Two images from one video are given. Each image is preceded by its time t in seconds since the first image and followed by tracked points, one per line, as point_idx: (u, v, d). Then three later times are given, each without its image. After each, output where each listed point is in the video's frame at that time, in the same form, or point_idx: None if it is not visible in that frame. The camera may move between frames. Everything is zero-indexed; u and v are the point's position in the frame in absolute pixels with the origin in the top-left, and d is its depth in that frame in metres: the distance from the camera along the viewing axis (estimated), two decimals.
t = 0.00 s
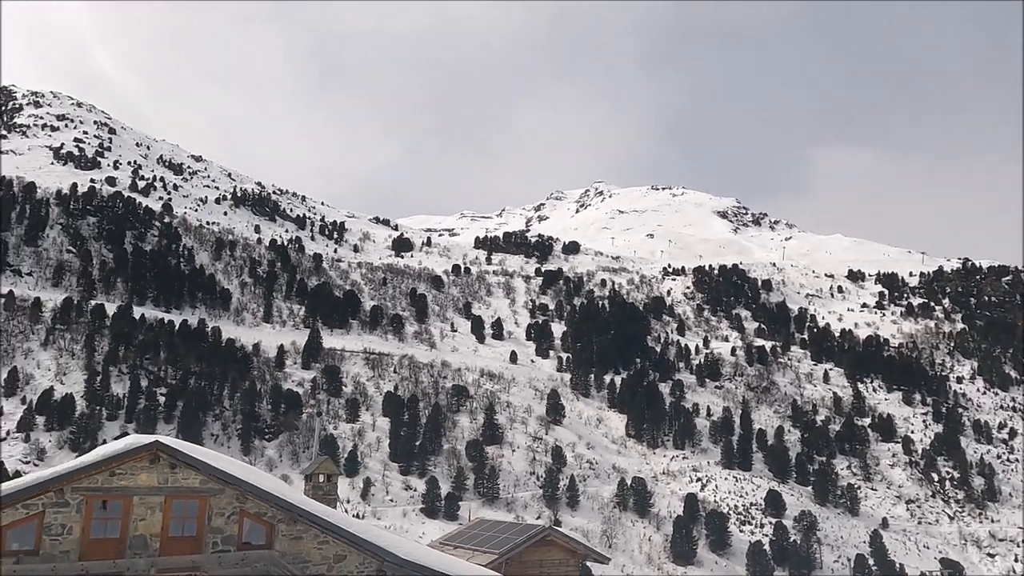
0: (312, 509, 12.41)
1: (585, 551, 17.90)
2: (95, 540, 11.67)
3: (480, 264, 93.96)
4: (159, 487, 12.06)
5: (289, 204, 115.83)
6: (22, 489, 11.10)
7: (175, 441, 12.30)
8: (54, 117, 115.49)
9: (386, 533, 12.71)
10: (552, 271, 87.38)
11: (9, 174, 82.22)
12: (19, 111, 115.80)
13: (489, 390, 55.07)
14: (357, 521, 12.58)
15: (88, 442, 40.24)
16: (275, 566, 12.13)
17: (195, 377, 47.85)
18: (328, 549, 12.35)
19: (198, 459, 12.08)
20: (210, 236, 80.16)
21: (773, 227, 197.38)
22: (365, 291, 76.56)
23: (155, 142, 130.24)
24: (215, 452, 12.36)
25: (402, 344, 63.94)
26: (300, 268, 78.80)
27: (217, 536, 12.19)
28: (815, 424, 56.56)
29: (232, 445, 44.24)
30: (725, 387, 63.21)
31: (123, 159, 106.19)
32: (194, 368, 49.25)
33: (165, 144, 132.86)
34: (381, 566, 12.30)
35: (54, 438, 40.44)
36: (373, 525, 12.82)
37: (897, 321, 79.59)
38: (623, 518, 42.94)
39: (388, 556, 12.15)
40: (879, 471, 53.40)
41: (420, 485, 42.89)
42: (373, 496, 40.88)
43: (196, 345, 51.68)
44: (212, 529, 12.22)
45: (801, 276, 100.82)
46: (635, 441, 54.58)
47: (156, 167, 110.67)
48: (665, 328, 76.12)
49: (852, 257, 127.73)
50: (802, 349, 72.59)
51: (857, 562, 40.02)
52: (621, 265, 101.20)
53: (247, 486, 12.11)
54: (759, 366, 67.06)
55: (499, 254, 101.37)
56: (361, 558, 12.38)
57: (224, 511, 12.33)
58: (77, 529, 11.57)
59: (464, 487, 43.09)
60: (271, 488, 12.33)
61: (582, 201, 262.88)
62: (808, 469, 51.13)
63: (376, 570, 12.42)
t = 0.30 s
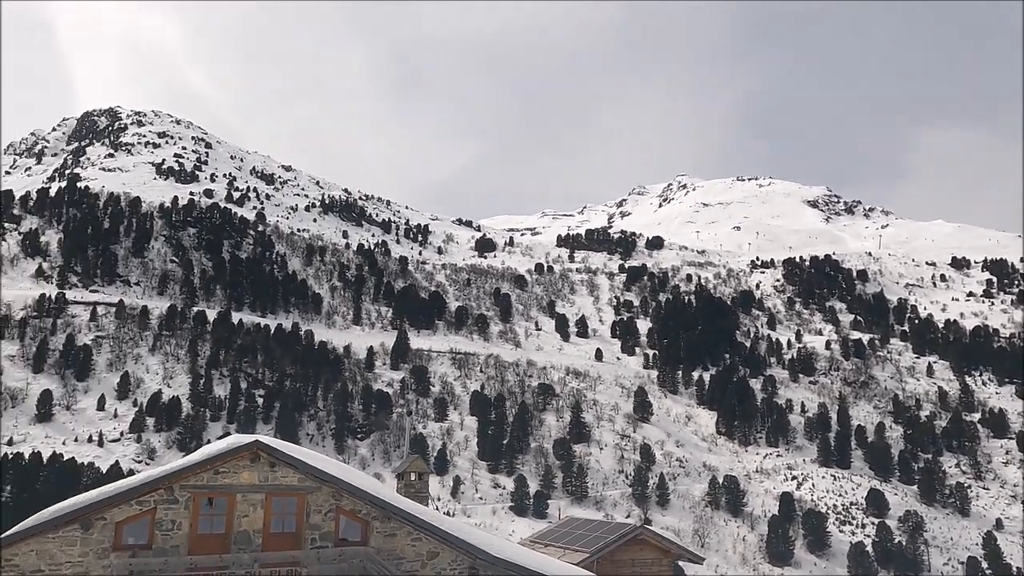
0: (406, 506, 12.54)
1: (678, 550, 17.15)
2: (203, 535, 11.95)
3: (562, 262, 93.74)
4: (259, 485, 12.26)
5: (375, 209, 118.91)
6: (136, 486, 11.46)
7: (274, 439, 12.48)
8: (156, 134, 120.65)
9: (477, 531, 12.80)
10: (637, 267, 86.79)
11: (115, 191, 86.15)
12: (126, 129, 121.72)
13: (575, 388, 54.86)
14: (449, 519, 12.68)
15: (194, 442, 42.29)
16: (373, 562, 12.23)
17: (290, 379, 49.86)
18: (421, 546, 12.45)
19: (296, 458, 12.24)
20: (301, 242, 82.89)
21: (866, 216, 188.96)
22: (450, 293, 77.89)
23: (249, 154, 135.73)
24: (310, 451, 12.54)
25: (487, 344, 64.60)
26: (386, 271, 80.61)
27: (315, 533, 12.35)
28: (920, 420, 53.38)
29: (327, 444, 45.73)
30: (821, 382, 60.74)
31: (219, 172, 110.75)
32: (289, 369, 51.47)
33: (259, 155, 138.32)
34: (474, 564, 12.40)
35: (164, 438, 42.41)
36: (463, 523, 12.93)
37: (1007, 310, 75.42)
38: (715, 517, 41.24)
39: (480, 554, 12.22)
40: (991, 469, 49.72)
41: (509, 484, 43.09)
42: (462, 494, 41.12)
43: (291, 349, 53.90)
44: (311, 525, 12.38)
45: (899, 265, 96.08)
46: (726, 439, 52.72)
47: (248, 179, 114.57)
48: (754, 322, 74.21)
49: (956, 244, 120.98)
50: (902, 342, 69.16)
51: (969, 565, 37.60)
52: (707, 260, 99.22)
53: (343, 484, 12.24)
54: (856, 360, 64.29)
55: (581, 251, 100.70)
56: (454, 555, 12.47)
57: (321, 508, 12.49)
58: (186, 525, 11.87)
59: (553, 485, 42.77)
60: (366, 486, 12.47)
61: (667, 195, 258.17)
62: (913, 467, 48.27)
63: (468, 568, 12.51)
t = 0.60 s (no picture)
0: (497, 499, 12.63)
1: (776, 547, 16.46)
2: (303, 526, 12.28)
3: (647, 253, 92.22)
4: (354, 478, 12.50)
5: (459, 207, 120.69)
6: (241, 479, 11.82)
7: (367, 434, 12.70)
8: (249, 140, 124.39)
9: (568, 524, 12.81)
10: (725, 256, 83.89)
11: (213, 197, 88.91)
12: (222, 138, 126.17)
13: (664, 380, 53.94)
14: (538, 513, 12.69)
15: (293, 436, 43.84)
16: (465, 555, 12.36)
17: (382, 375, 51.36)
18: (512, 538, 12.55)
19: (390, 452, 12.40)
20: (388, 241, 84.38)
21: (973, 194, 176.93)
22: (535, 287, 78.42)
23: (337, 156, 139.08)
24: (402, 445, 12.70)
25: (573, 338, 64.67)
26: (471, 267, 81.52)
27: (409, 524, 12.55)
28: None
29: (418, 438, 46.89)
30: (926, 372, 57.77)
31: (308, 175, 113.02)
32: (381, 365, 52.95)
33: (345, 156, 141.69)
34: (564, 557, 12.40)
35: (265, 432, 44.11)
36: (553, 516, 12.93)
37: None
38: (813, 513, 39.79)
39: (571, 548, 12.20)
40: None
41: (599, 478, 42.98)
42: (552, 487, 41.23)
43: (382, 346, 55.26)
44: (404, 517, 12.58)
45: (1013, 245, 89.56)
46: (824, 432, 50.20)
47: (337, 181, 117.48)
48: (851, 311, 71.23)
49: None
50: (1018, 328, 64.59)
51: None
52: (799, 247, 95.51)
53: (435, 478, 12.37)
54: (965, 349, 60.78)
55: (666, 242, 97.94)
56: (545, 548, 12.52)
57: (414, 500, 12.69)
58: (287, 516, 12.18)
59: (643, 479, 42.24)
60: (457, 479, 12.57)
61: (756, 179, 248.69)
62: None
63: (559, 561, 12.53)
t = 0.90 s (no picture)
0: (576, 490, 12.58)
1: (869, 541, 15.84)
2: (387, 515, 12.45)
3: (726, 238, 89.73)
4: (436, 468, 12.62)
5: (533, 197, 120.99)
6: (327, 468, 12.02)
7: (447, 425, 12.80)
8: (327, 140, 127.11)
9: (648, 515, 12.67)
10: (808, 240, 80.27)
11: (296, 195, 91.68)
12: (301, 138, 129.54)
13: (746, 369, 52.53)
14: (618, 504, 12.59)
15: (375, 427, 45.11)
16: (546, 545, 12.34)
17: (460, 367, 52.21)
18: (594, 529, 12.45)
19: (471, 443, 12.47)
20: (463, 234, 84.55)
21: None
22: (612, 276, 78.16)
23: (411, 151, 140.86)
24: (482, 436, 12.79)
25: (651, 327, 63.98)
26: (546, 258, 81.48)
27: (490, 514, 12.61)
28: None
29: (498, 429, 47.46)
30: None
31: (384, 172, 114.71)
32: (459, 358, 53.80)
33: (419, 151, 143.33)
34: (647, 548, 12.22)
35: (349, 424, 45.32)
36: (633, 508, 12.81)
37: None
38: (909, 505, 37.97)
39: (654, 539, 12.03)
40: None
41: (681, 469, 42.34)
42: (633, 478, 40.99)
43: (460, 338, 55.85)
44: (485, 507, 12.66)
45: None
46: (919, 421, 47.40)
47: (413, 176, 119.12)
48: (946, 295, 67.56)
49: None
50: None
51: None
52: (889, 227, 90.81)
53: (515, 469, 12.39)
54: None
55: (745, 227, 94.55)
56: (626, 539, 12.38)
57: (494, 491, 12.75)
58: (372, 505, 12.37)
59: (726, 470, 41.30)
60: (536, 470, 12.57)
61: (840, 160, 237.89)
62: None
63: (642, 552, 12.35)
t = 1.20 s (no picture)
0: (644, 480, 12.52)
1: (951, 534, 15.27)
2: (454, 504, 12.63)
3: (794, 224, 87.46)
4: (501, 459, 12.73)
5: (594, 187, 120.70)
6: (396, 458, 12.23)
7: (512, 415, 12.89)
8: (389, 135, 129.14)
9: (716, 505, 12.53)
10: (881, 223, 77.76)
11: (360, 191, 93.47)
12: (363, 135, 132.00)
13: (816, 357, 51.24)
14: (687, 494, 12.49)
15: (442, 418, 45.78)
16: (614, 534, 12.34)
17: (525, 358, 52.71)
18: (662, 519, 12.40)
19: (536, 434, 12.54)
20: (525, 225, 84.85)
21: None
22: (675, 264, 77.37)
23: (471, 145, 141.92)
24: (549, 426, 12.84)
25: (717, 316, 63.11)
26: (608, 247, 80.99)
27: (557, 504, 12.67)
28: None
29: (563, 419, 47.68)
30: None
31: (445, 165, 116.09)
32: (523, 349, 54.24)
33: (479, 144, 144.35)
34: (716, 539, 12.10)
35: (416, 415, 46.15)
36: (701, 497, 12.68)
37: None
38: (993, 497, 36.11)
39: (722, 529, 11.89)
40: None
41: (750, 459, 41.56)
42: (701, 469, 40.45)
43: (524, 329, 56.17)
44: (552, 497, 12.72)
45: None
46: (1004, 411, 44.11)
47: (474, 169, 120.08)
48: None
49: None
50: None
51: None
52: (968, 209, 86.51)
53: (581, 458, 12.42)
54: None
55: (814, 212, 92.06)
56: (696, 530, 12.28)
57: (560, 480, 12.79)
58: (440, 494, 12.56)
59: (799, 460, 40.65)
60: (602, 459, 12.55)
61: (914, 139, 227.86)
62: None
63: (711, 543, 12.22)
